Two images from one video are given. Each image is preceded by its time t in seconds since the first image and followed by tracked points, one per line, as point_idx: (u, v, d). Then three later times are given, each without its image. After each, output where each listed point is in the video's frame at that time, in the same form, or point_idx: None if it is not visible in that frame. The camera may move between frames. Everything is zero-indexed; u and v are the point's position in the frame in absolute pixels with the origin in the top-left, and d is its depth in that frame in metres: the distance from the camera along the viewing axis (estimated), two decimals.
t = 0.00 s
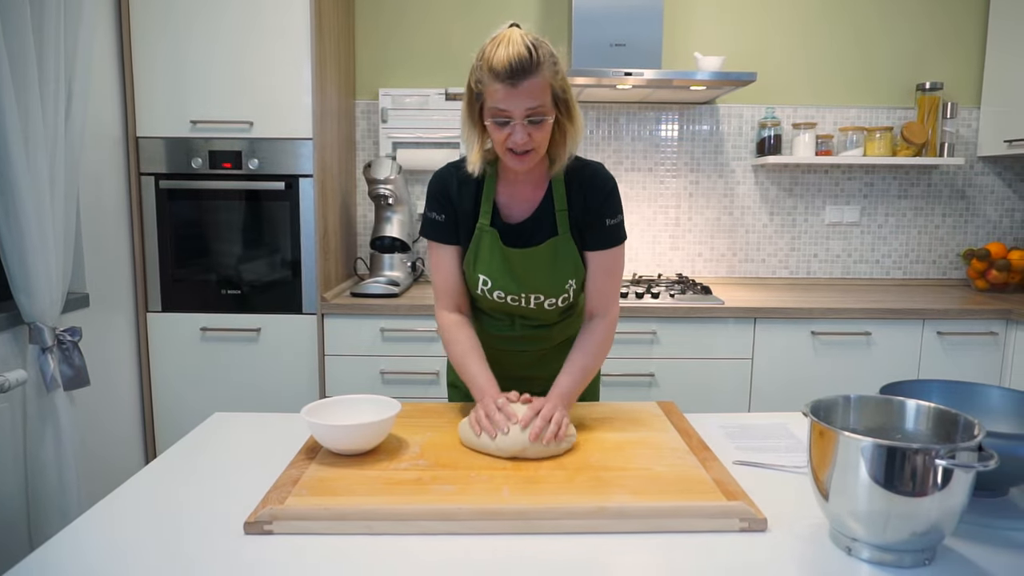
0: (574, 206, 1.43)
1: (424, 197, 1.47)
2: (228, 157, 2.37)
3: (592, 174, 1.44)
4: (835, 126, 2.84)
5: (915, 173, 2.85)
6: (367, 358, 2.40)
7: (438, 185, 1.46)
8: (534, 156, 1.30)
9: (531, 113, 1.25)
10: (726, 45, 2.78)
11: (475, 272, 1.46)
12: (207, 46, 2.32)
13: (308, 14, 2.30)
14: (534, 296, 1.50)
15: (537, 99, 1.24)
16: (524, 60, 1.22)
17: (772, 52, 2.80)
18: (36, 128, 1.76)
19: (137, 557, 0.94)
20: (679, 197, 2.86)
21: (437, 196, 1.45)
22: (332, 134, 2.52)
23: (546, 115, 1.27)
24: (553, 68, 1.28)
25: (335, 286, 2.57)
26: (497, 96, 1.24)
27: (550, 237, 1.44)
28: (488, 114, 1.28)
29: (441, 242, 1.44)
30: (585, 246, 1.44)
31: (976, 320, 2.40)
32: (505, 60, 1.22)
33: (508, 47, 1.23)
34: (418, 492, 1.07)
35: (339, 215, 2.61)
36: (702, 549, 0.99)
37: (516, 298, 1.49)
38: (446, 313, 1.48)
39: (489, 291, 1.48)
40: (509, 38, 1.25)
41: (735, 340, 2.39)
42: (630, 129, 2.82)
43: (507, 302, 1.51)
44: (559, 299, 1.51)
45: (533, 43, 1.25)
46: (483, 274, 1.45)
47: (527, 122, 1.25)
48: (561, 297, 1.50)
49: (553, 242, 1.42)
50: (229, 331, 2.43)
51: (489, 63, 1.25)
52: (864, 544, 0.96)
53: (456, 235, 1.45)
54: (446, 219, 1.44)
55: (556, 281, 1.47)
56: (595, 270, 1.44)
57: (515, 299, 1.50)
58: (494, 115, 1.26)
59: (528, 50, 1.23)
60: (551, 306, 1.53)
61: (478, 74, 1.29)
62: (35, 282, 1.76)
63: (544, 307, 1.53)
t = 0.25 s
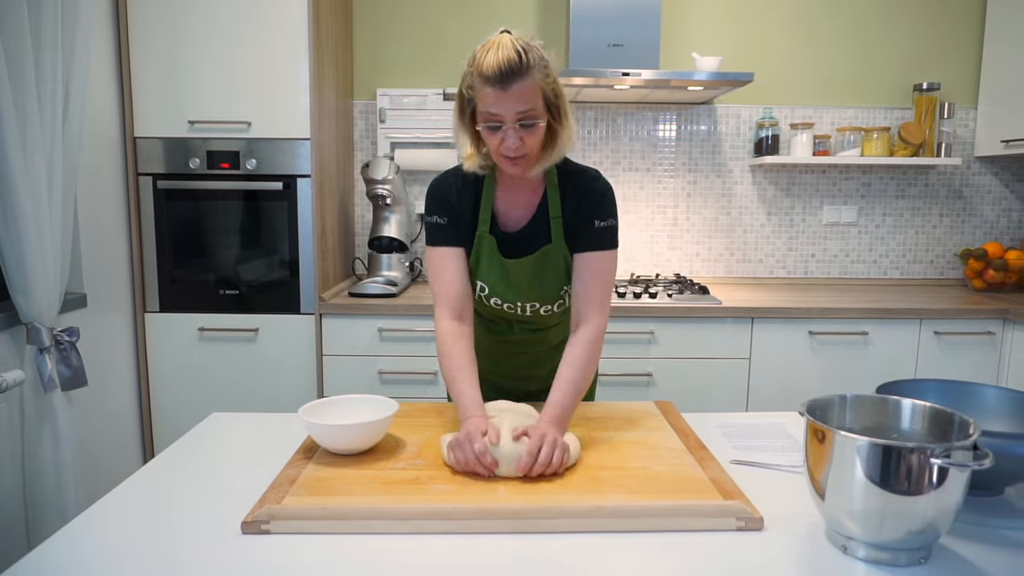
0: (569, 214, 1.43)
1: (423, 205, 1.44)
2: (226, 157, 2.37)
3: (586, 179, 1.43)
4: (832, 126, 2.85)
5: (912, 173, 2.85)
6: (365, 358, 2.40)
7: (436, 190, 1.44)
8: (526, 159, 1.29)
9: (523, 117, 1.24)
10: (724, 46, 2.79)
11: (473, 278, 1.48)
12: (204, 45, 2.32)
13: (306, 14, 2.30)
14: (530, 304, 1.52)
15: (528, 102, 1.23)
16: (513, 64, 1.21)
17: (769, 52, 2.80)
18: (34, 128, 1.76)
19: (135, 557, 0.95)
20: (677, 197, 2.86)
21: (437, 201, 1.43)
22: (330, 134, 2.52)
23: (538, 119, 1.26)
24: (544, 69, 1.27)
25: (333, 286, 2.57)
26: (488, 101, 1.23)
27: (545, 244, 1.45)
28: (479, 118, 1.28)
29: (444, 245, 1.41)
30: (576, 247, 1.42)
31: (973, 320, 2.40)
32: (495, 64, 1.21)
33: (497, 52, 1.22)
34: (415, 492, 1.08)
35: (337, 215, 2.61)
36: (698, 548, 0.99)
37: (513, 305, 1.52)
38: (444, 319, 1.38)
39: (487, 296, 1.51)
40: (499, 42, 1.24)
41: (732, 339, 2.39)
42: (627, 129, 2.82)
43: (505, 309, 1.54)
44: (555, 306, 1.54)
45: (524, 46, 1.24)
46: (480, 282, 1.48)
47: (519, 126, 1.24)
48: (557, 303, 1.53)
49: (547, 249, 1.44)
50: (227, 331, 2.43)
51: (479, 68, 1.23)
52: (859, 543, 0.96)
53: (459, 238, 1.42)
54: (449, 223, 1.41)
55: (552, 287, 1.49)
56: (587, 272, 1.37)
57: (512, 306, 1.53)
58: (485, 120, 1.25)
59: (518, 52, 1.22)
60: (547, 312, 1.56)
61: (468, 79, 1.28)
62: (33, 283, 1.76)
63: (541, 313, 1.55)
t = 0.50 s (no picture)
0: (571, 189, 1.44)
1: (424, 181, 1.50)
2: (224, 157, 2.37)
3: (589, 160, 1.45)
4: (829, 126, 2.85)
5: (909, 172, 2.86)
6: (363, 357, 2.40)
7: (439, 167, 1.50)
8: (524, 132, 1.30)
9: (521, 87, 1.26)
10: (721, 45, 2.79)
11: (470, 251, 1.46)
12: (201, 44, 2.32)
13: (303, 14, 2.30)
14: (526, 275, 1.48)
15: (526, 71, 1.26)
16: (512, 36, 1.25)
17: (766, 52, 2.81)
18: (31, 128, 1.76)
19: (133, 555, 0.95)
20: (674, 196, 2.86)
21: (435, 176, 1.48)
22: (328, 133, 2.52)
23: (535, 91, 1.28)
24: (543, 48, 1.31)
25: (330, 285, 2.57)
26: (487, 70, 1.26)
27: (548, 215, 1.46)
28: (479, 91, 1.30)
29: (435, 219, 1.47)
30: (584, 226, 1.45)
31: (969, 319, 2.41)
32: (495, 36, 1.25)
33: (498, 26, 1.26)
34: (412, 489, 1.08)
35: (334, 214, 2.61)
36: (694, 545, 1.00)
37: (509, 276, 1.48)
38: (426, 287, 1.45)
39: (483, 270, 1.48)
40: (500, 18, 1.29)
41: (729, 338, 2.40)
42: (625, 128, 2.83)
43: (500, 282, 1.50)
44: (551, 281, 1.50)
45: (523, 23, 1.28)
46: (477, 253, 1.46)
47: (517, 96, 1.27)
48: (554, 277, 1.49)
49: (547, 221, 1.44)
50: (224, 330, 2.43)
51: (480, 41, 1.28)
52: (854, 540, 0.97)
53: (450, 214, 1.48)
54: (441, 199, 1.47)
55: (549, 258, 1.46)
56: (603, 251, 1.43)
57: (508, 278, 1.49)
58: (483, 90, 1.28)
59: (517, 26, 1.26)
60: (543, 288, 1.51)
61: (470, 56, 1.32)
62: (30, 282, 1.76)
63: (536, 288, 1.51)
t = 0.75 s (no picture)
0: (567, 198, 1.44)
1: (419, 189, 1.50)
2: (224, 156, 2.38)
3: (585, 168, 1.45)
4: (828, 126, 2.86)
5: (907, 172, 2.87)
6: (362, 356, 2.41)
7: (433, 174, 1.49)
8: (526, 115, 1.31)
9: (523, 69, 1.30)
10: (720, 45, 2.80)
11: (465, 260, 1.46)
12: (201, 43, 2.32)
13: (303, 13, 2.31)
14: (521, 284, 1.48)
15: (527, 57, 1.30)
16: (514, 25, 1.32)
17: (765, 52, 2.81)
18: (31, 127, 1.76)
19: (134, 553, 0.95)
20: (673, 196, 2.87)
21: (431, 185, 1.48)
22: (328, 133, 2.52)
23: (537, 75, 1.32)
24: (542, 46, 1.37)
25: (330, 285, 2.58)
26: (490, 53, 1.30)
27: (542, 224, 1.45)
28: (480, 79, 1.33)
29: (432, 230, 1.47)
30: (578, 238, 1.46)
31: (967, 318, 2.42)
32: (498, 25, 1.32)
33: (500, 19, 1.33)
34: (411, 488, 1.08)
35: (334, 214, 2.61)
36: (693, 543, 1.00)
37: (505, 285, 1.48)
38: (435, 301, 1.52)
39: (478, 278, 1.48)
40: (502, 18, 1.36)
41: (728, 338, 2.40)
42: (624, 128, 2.83)
43: (496, 290, 1.50)
44: (547, 290, 1.49)
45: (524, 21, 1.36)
46: (473, 261, 1.46)
47: (519, 77, 1.30)
48: (550, 287, 1.48)
49: (543, 230, 1.43)
50: (224, 330, 2.43)
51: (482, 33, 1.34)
52: (852, 539, 0.97)
53: (446, 224, 1.48)
54: (437, 208, 1.47)
55: (545, 268, 1.45)
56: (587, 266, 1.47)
57: (504, 286, 1.49)
58: (485, 74, 1.31)
59: (518, 19, 1.33)
60: (539, 295, 1.51)
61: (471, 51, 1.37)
62: (31, 281, 1.76)
63: (532, 296, 1.51)
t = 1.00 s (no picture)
0: (558, 208, 1.44)
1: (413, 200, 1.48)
2: (224, 157, 2.38)
3: (575, 177, 1.44)
4: (826, 127, 2.87)
5: (905, 173, 2.88)
6: (362, 357, 2.41)
7: (426, 185, 1.47)
8: (529, 126, 1.31)
9: (528, 79, 1.30)
10: (718, 47, 2.81)
11: (462, 271, 1.48)
12: (201, 44, 2.32)
13: (303, 14, 2.31)
14: (518, 296, 1.52)
15: (532, 67, 1.30)
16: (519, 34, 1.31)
17: (764, 53, 2.82)
18: (32, 128, 1.76)
19: (136, 553, 0.96)
20: (672, 197, 2.88)
21: (425, 195, 1.46)
22: (328, 134, 2.53)
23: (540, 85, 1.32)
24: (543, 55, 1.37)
25: (330, 286, 2.58)
26: (494, 62, 1.29)
27: (535, 236, 1.46)
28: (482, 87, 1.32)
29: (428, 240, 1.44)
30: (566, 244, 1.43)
31: (965, 319, 2.43)
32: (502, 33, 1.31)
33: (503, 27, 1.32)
34: (412, 488, 1.09)
35: (334, 215, 2.62)
36: (693, 543, 1.01)
37: (501, 297, 1.51)
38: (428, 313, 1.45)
39: (476, 290, 1.50)
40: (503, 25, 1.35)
41: (727, 339, 2.41)
42: (623, 129, 2.84)
43: (493, 301, 1.53)
44: (543, 299, 1.54)
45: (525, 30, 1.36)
46: (469, 274, 1.47)
47: (524, 87, 1.30)
48: (546, 297, 1.53)
49: (535, 243, 1.44)
50: (224, 331, 2.44)
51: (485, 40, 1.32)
52: (851, 538, 0.98)
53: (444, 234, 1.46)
54: (434, 218, 1.45)
55: (539, 280, 1.49)
56: (575, 272, 1.41)
57: (501, 298, 1.52)
58: (489, 83, 1.30)
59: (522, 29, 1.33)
60: (535, 305, 1.55)
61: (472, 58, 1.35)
62: (31, 282, 1.77)
63: (529, 306, 1.55)
